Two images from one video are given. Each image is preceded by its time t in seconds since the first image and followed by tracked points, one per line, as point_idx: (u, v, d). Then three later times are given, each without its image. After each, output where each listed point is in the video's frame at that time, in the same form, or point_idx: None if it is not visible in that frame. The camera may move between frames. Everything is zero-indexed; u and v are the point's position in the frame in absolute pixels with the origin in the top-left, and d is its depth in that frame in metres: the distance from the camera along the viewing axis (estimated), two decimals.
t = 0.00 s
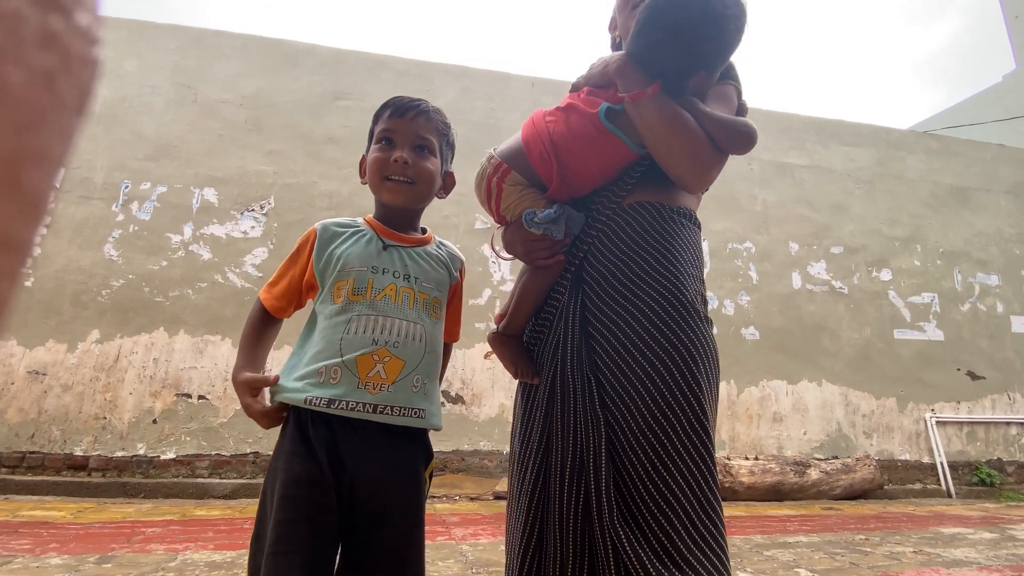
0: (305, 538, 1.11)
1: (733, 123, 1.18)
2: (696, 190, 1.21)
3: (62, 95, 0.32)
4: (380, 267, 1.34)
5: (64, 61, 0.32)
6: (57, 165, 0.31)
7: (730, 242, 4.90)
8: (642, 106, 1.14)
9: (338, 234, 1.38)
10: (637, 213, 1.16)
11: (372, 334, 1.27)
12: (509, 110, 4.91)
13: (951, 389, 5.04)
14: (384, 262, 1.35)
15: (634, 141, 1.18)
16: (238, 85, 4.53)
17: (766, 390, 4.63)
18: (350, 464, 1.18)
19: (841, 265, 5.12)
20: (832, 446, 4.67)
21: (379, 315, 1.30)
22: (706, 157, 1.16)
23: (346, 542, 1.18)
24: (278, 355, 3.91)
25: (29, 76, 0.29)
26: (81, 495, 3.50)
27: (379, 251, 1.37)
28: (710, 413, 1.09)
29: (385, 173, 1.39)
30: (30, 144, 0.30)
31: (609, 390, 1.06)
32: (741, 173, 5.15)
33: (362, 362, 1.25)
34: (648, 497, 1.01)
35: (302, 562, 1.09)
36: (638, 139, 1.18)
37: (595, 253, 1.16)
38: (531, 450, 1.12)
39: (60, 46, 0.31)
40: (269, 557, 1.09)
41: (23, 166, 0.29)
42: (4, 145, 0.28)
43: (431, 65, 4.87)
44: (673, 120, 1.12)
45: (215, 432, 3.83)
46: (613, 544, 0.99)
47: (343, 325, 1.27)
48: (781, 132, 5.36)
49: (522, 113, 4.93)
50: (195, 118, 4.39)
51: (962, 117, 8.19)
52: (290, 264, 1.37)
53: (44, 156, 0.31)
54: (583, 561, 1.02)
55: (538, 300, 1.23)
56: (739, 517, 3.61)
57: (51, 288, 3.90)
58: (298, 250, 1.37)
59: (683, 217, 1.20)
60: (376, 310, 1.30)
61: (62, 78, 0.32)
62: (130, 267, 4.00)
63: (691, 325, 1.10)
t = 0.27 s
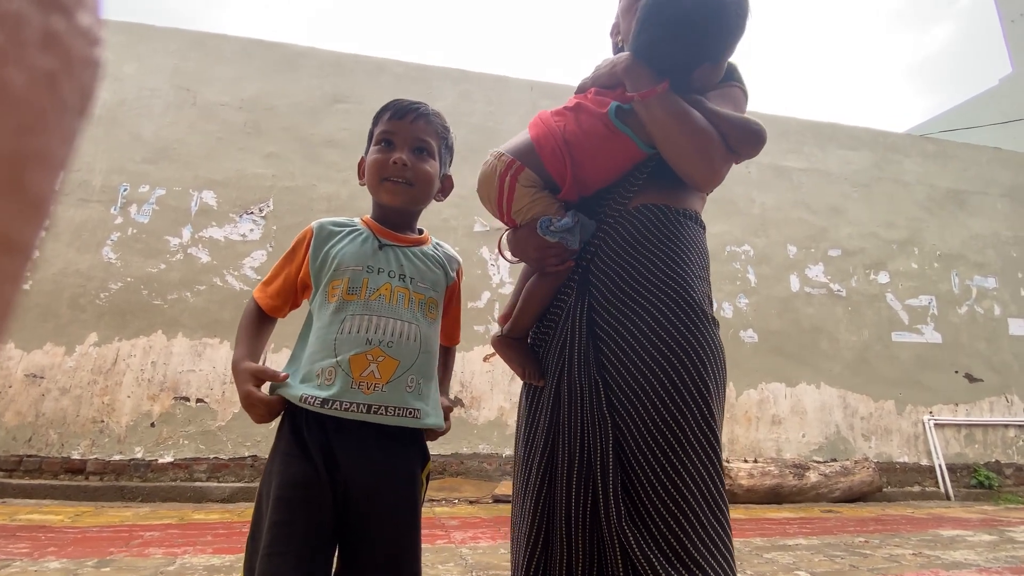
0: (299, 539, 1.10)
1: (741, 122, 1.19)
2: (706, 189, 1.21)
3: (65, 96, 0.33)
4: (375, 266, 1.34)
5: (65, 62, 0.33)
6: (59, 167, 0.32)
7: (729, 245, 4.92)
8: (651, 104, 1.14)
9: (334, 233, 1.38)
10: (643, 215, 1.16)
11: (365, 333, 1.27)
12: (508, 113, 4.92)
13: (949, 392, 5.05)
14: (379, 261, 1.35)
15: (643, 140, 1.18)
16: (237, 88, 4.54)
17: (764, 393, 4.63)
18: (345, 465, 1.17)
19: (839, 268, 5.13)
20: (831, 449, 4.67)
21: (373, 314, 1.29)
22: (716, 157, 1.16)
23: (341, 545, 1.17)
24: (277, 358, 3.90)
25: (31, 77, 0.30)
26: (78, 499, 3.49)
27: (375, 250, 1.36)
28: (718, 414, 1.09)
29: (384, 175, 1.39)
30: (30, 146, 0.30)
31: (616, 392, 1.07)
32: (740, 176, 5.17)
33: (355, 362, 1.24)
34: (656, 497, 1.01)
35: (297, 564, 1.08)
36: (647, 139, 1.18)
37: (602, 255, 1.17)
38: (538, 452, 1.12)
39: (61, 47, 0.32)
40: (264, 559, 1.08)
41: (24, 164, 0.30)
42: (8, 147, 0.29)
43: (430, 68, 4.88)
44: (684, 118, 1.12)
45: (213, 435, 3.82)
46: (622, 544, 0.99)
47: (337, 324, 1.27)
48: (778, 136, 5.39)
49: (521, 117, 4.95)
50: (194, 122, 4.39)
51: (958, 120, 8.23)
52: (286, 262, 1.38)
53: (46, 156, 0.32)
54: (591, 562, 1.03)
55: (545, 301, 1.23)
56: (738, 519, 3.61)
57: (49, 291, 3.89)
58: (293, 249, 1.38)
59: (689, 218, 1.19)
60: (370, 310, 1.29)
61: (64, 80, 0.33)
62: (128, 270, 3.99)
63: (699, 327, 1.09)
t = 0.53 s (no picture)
0: (291, 539, 1.11)
1: (743, 120, 1.20)
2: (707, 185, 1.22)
3: (73, 97, 0.33)
4: (352, 261, 1.33)
5: (72, 64, 0.32)
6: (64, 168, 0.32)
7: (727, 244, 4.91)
8: (655, 98, 1.13)
9: (308, 234, 1.37)
10: (640, 214, 1.17)
11: (344, 330, 1.25)
12: (506, 113, 4.92)
13: (946, 391, 5.07)
14: (354, 256, 1.34)
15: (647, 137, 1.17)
16: (235, 88, 4.53)
17: (763, 392, 4.64)
18: (337, 463, 1.17)
19: (837, 267, 5.14)
20: (829, 448, 4.68)
21: (353, 309, 1.28)
22: (719, 156, 1.17)
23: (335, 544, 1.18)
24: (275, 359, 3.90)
25: (38, 80, 0.29)
26: (76, 500, 3.48)
27: (350, 245, 1.35)
28: (712, 410, 1.09)
29: (372, 157, 1.37)
30: (36, 146, 0.30)
31: (610, 389, 1.07)
32: (738, 176, 5.18)
33: (338, 359, 1.23)
34: (650, 494, 1.01)
35: (290, 563, 1.09)
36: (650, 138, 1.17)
37: (597, 253, 1.17)
38: (532, 450, 1.12)
39: (68, 48, 0.32)
40: (257, 559, 1.09)
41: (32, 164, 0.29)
42: (12, 145, 0.28)
43: (429, 68, 4.88)
44: (689, 113, 1.13)
45: (211, 435, 3.82)
46: (617, 541, 1.00)
47: (317, 324, 1.26)
48: (776, 135, 5.39)
49: (520, 116, 4.95)
50: (192, 122, 4.38)
51: (957, 120, 8.25)
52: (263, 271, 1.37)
53: (49, 155, 0.31)
54: (586, 558, 1.03)
55: (541, 300, 1.23)
56: (737, 518, 3.61)
57: (46, 291, 3.88)
58: (268, 258, 1.38)
59: (683, 215, 1.20)
60: (349, 305, 1.28)
61: (70, 80, 0.32)
62: (126, 270, 3.99)
63: (692, 324, 1.10)
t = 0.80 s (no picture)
0: (270, 541, 1.09)
1: (741, 129, 1.21)
2: (704, 195, 1.23)
3: (70, 97, 0.33)
4: (344, 258, 1.33)
5: (72, 66, 0.32)
6: (61, 168, 0.32)
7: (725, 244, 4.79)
8: (660, 104, 1.13)
9: (301, 232, 1.38)
10: (638, 214, 1.17)
11: (331, 325, 1.25)
12: (506, 113, 4.93)
13: (945, 390, 5.07)
14: (345, 253, 1.34)
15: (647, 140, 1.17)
16: (234, 87, 4.53)
17: (762, 391, 4.64)
18: (319, 465, 1.16)
19: (837, 266, 5.15)
20: (829, 447, 4.69)
21: (342, 305, 1.28)
22: (718, 163, 1.18)
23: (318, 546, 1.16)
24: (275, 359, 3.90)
25: (38, 81, 0.29)
26: (75, 500, 3.48)
27: (342, 242, 1.36)
28: (706, 409, 1.10)
29: (351, 166, 1.37)
30: (36, 146, 0.30)
31: (605, 387, 1.07)
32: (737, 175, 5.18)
33: (321, 353, 1.22)
34: (646, 492, 1.01)
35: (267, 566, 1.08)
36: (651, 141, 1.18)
37: (591, 254, 1.17)
38: (526, 449, 1.12)
39: (68, 48, 0.32)
40: (235, 561, 1.08)
41: (30, 164, 0.29)
42: (10, 144, 0.28)
43: (428, 68, 4.88)
44: (690, 120, 1.13)
45: (211, 435, 3.82)
46: (613, 539, 0.99)
47: (307, 319, 1.26)
48: (776, 135, 5.40)
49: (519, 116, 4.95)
50: (191, 122, 4.38)
51: (956, 119, 8.25)
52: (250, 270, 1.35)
53: (48, 157, 0.31)
54: (580, 558, 1.02)
55: (538, 300, 1.23)
56: (737, 517, 3.61)
57: (45, 291, 3.88)
58: (258, 257, 1.36)
59: (677, 217, 1.20)
60: (339, 301, 1.28)
61: (69, 82, 0.32)
62: (125, 271, 3.98)
63: (686, 323, 1.10)
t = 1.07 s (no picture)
0: (258, 544, 1.08)
1: (737, 138, 1.22)
2: (702, 203, 1.23)
3: (69, 96, 0.32)
4: (326, 254, 1.31)
5: (71, 64, 0.32)
6: (60, 168, 0.31)
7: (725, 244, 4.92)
8: (661, 115, 1.14)
9: (282, 232, 1.36)
10: (643, 213, 1.17)
11: (318, 322, 1.23)
12: (506, 112, 4.93)
13: (945, 388, 5.07)
14: (327, 251, 1.32)
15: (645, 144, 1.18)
16: (234, 87, 4.53)
17: (763, 390, 4.64)
18: (305, 462, 1.14)
19: (837, 265, 5.14)
20: (829, 445, 4.69)
21: (325, 302, 1.25)
22: (715, 171, 1.19)
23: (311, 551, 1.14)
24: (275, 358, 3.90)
25: (38, 80, 0.29)
26: (76, 501, 3.48)
27: (324, 239, 1.34)
28: (709, 409, 1.11)
29: (332, 156, 1.35)
30: (36, 146, 0.30)
31: (613, 387, 1.06)
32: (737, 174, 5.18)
33: (311, 352, 1.21)
34: (653, 493, 1.01)
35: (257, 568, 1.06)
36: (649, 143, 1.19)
37: (597, 251, 1.16)
38: (531, 449, 1.10)
39: (66, 47, 0.31)
40: (224, 564, 1.07)
41: (30, 163, 0.29)
42: (11, 144, 0.28)
43: (428, 67, 4.87)
44: (688, 130, 1.14)
45: (211, 435, 3.82)
46: (621, 540, 0.99)
47: (293, 319, 1.24)
48: (776, 134, 5.39)
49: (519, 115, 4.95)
50: (190, 122, 4.38)
51: (957, 118, 8.25)
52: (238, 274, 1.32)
53: (47, 157, 0.31)
54: (588, 559, 1.01)
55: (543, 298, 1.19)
56: (737, 516, 3.61)
57: (45, 292, 3.88)
58: (245, 260, 1.33)
59: (680, 218, 1.21)
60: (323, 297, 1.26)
61: (69, 82, 0.32)
62: (125, 271, 3.99)
63: (691, 323, 1.11)
